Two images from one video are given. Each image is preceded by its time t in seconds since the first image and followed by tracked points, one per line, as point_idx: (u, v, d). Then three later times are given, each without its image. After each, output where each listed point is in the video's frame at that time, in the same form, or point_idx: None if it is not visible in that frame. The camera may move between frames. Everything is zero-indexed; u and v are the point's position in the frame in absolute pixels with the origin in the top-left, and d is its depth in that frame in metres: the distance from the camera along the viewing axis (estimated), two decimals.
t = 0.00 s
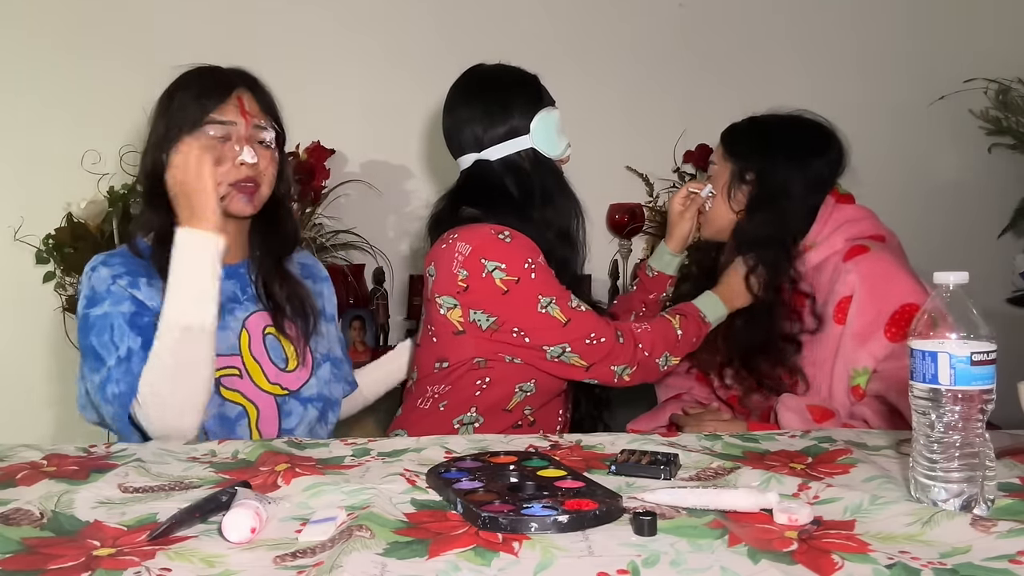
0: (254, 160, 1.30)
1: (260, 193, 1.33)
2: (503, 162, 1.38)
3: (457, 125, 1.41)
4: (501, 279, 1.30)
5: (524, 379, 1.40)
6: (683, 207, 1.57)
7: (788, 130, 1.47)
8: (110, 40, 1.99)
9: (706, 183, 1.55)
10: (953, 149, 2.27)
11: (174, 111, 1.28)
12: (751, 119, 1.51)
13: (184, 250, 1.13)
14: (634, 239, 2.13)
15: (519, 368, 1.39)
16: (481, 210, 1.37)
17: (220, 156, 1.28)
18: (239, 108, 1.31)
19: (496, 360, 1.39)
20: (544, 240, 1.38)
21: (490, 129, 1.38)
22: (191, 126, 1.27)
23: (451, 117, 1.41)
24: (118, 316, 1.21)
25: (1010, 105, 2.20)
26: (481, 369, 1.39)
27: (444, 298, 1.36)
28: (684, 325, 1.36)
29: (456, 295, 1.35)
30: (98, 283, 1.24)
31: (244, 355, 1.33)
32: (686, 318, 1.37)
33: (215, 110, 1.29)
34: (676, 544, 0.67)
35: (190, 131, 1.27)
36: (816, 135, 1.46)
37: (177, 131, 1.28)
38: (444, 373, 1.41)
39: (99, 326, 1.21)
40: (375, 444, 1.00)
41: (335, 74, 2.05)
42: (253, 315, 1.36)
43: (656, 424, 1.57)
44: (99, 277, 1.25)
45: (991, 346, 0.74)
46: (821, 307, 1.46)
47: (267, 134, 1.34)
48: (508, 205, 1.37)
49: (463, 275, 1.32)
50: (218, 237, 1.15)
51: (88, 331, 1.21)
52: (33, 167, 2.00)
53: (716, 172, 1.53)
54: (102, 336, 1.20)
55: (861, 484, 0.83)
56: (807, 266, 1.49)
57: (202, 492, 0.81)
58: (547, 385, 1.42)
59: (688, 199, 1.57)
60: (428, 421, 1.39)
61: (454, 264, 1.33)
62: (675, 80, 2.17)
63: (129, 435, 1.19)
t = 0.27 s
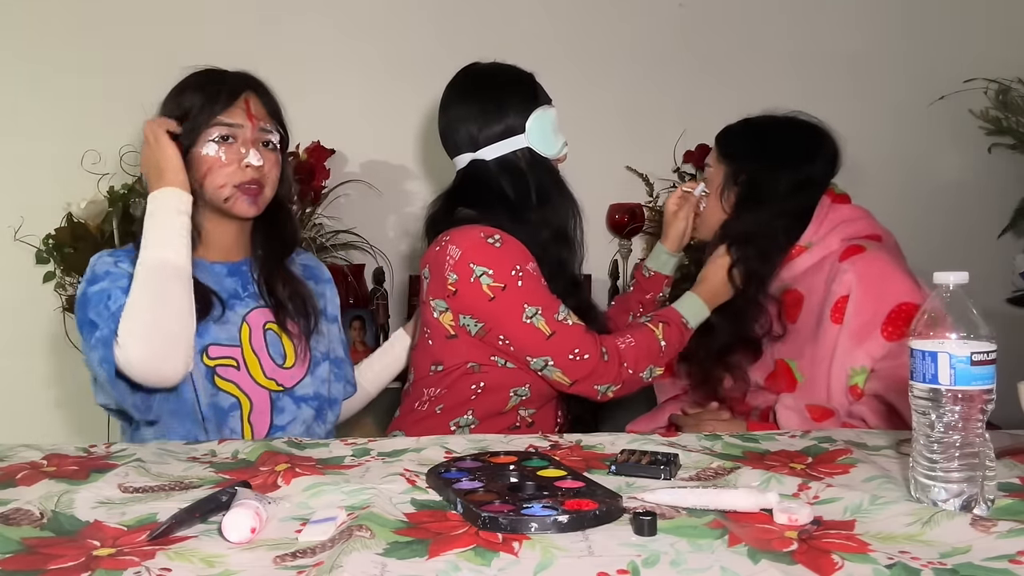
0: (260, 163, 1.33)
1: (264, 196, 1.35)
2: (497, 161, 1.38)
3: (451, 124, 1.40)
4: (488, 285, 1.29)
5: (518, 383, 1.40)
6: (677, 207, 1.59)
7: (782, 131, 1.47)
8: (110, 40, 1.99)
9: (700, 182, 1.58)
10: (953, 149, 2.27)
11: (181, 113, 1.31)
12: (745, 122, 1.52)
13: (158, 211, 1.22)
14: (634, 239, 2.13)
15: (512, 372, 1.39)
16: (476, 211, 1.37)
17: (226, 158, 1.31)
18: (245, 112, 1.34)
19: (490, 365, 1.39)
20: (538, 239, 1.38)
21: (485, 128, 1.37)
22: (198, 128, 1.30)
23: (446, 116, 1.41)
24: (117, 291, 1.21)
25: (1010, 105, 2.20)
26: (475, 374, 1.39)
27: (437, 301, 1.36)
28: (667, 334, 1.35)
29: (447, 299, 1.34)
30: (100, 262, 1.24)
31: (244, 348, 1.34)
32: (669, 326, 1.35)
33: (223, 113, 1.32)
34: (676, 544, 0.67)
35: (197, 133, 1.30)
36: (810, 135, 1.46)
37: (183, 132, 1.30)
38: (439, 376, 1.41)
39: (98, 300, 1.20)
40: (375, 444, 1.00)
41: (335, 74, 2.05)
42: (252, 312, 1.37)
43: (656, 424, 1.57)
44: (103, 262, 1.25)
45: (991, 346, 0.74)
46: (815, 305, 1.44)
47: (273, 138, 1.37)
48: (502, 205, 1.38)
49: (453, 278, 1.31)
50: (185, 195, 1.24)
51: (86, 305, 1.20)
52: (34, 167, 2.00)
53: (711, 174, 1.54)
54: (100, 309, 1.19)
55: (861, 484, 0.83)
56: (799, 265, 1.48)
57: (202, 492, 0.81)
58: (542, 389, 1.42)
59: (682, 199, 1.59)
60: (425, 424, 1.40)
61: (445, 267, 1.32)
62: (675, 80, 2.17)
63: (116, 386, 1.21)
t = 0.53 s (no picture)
0: (263, 163, 1.33)
1: (265, 195, 1.35)
2: (493, 161, 1.38)
3: (447, 124, 1.40)
4: (480, 288, 1.28)
5: (514, 386, 1.40)
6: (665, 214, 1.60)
7: (761, 131, 1.47)
8: (110, 40, 1.99)
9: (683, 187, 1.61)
10: (953, 148, 2.27)
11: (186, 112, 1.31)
12: (726, 127, 1.51)
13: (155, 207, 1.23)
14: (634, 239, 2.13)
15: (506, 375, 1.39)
16: (472, 211, 1.38)
17: (229, 157, 1.31)
18: (249, 112, 1.34)
19: (485, 368, 1.38)
20: (532, 240, 1.40)
21: (482, 128, 1.37)
22: (202, 127, 1.31)
23: (443, 115, 1.41)
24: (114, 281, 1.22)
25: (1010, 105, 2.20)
26: (471, 377, 1.39)
27: (433, 303, 1.36)
28: (652, 341, 1.35)
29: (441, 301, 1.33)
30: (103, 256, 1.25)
31: (244, 345, 1.34)
32: (654, 332, 1.36)
33: (227, 112, 1.32)
34: (676, 544, 0.67)
35: (201, 132, 1.31)
36: (789, 135, 1.46)
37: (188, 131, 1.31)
38: (435, 378, 1.41)
39: (98, 289, 1.20)
40: (375, 444, 1.00)
41: (335, 74, 2.05)
42: (253, 310, 1.37)
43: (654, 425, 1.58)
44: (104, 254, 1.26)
45: (991, 346, 0.74)
46: (807, 306, 1.44)
47: (276, 139, 1.37)
48: (497, 204, 1.38)
49: (446, 281, 1.30)
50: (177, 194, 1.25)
51: (86, 294, 1.20)
52: (34, 167, 2.00)
53: (695, 182, 1.54)
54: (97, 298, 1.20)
55: (861, 484, 0.83)
56: (789, 267, 1.48)
57: (202, 492, 0.81)
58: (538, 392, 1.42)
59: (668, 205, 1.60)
60: (422, 426, 1.40)
61: (439, 269, 1.31)
62: (675, 79, 2.17)
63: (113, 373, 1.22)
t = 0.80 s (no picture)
0: (266, 162, 1.34)
1: (267, 194, 1.35)
2: (491, 162, 1.38)
3: (446, 124, 1.40)
4: (473, 291, 1.28)
5: (510, 388, 1.40)
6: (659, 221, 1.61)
7: (750, 132, 1.46)
8: (110, 39, 1.99)
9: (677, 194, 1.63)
10: (953, 148, 2.27)
11: (190, 108, 1.31)
12: (712, 131, 1.50)
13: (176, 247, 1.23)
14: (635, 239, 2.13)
15: (502, 376, 1.38)
16: (471, 212, 1.37)
17: (232, 155, 1.31)
18: (253, 111, 1.33)
19: (480, 369, 1.38)
20: (529, 241, 1.40)
21: (481, 127, 1.37)
22: (206, 124, 1.30)
23: (442, 115, 1.41)
24: (116, 302, 1.23)
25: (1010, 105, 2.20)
26: (467, 379, 1.39)
27: (428, 304, 1.35)
28: (648, 349, 1.34)
29: (436, 302, 1.33)
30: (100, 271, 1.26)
31: (244, 351, 1.34)
32: (650, 340, 1.35)
33: (231, 111, 1.32)
34: (676, 544, 0.67)
35: (205, 129, 1.30)
36: (777, 135, 1.45)
37: (191, 128, 1.31)
38: (431, 379, 1.42)
39: (98, 312, 1.22)
40: (375, 444, 1.00)
41: (335, 74, 2.05)
42: (254, 313, 1.37)
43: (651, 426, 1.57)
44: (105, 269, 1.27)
45: (991, 346, 0.74)
46: (802, 307, 1.45)
47: (279, 139, 1.37)
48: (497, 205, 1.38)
49: (440, 282, 1.30)
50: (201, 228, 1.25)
51: (87, 316, 1.22)
52: (34, 167, 2.00)
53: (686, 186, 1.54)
54: (100, 321, 1.21)
55: (861, 484, 0.83)
56: (784, 267, 1.49)
57: (203, 492, 0.81)
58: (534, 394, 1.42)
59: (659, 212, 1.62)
60: (419, 427, 1.41)
61: (434, 271, 1.31)
62: (675, 79, 2.17)
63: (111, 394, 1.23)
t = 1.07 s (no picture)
0: (273, 161, 1.34)
1: (273, 194, 1.35)
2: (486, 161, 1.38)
3: (442, 124, 1.40)
4: (468, 291, 1.28)
5: (508, 388, 1.40)
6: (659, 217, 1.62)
7: (750, 131, 1.46)
8: (110, 39, 1.99)
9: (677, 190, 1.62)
10: (953, 148, 2.27)
11: (195, 107, 1.30)
12: (714, 129, 1.50)
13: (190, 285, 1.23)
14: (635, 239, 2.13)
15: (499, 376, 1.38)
16: (467, 212, 1.37)
17: (239, 154, 1.31)
18: (260, 110, 1.33)
19: (477, 369, 1.38)
20: (525, 240, 1.40)
21: (475, 127, 1.37)
22: (212, 122, 1.30)
23: (437, 115, 1.41)
24: (115, 328, 1.23)
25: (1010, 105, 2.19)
26: (465, 379, 1.39)
27: (423, 305, 1.35)
28: (646, 348, 1.34)
29: (431, 303, 1.32)
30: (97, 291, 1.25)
31: (248, 357, 1.34)
32: (649, 339, 1.35)
33: (238, 109, 1.31)
34: (676, 544, 0.67)
35: (211, 128, 1.30)
36: (780, 134, 1.45)
37: (197, 126, 1.30)
38: (429, 379, 1.42)
39: (98, 339, 1.22)
40: (375, 444, 1.00)
41: (335, 74, 2.05)
42: (258, 318, 1.37)
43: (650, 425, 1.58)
44: (104, 284, 1.26)
45: (991, 346, 0.74)
46: (802, 307, 1.45)
47: (285, 139, 1.37)
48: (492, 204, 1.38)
49: (435, 283, 1.30)
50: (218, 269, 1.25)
51: (88, 343, 1.22)
52: (34, 167, 2.00)
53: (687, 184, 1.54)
54: (100, 348, 1.22)
55: (861, 484, 0.83)
56: (784, 267, 1.49)
57: (203, 492, 0.81)
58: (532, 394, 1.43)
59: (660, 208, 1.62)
60: (418, 427, 1.41)
61: (429, 271, 1.31)
62: (675, 79, 2.17)
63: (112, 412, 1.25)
